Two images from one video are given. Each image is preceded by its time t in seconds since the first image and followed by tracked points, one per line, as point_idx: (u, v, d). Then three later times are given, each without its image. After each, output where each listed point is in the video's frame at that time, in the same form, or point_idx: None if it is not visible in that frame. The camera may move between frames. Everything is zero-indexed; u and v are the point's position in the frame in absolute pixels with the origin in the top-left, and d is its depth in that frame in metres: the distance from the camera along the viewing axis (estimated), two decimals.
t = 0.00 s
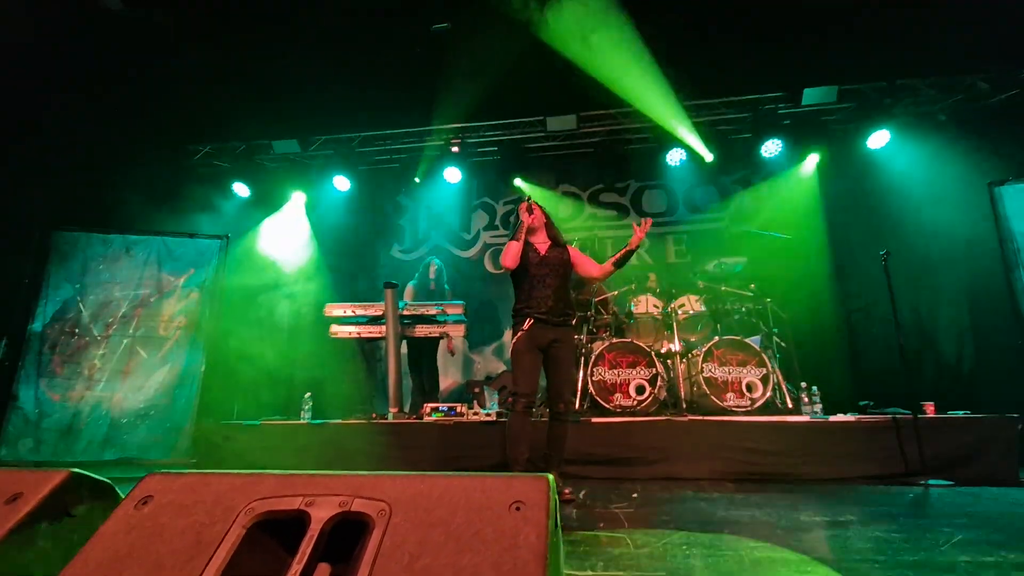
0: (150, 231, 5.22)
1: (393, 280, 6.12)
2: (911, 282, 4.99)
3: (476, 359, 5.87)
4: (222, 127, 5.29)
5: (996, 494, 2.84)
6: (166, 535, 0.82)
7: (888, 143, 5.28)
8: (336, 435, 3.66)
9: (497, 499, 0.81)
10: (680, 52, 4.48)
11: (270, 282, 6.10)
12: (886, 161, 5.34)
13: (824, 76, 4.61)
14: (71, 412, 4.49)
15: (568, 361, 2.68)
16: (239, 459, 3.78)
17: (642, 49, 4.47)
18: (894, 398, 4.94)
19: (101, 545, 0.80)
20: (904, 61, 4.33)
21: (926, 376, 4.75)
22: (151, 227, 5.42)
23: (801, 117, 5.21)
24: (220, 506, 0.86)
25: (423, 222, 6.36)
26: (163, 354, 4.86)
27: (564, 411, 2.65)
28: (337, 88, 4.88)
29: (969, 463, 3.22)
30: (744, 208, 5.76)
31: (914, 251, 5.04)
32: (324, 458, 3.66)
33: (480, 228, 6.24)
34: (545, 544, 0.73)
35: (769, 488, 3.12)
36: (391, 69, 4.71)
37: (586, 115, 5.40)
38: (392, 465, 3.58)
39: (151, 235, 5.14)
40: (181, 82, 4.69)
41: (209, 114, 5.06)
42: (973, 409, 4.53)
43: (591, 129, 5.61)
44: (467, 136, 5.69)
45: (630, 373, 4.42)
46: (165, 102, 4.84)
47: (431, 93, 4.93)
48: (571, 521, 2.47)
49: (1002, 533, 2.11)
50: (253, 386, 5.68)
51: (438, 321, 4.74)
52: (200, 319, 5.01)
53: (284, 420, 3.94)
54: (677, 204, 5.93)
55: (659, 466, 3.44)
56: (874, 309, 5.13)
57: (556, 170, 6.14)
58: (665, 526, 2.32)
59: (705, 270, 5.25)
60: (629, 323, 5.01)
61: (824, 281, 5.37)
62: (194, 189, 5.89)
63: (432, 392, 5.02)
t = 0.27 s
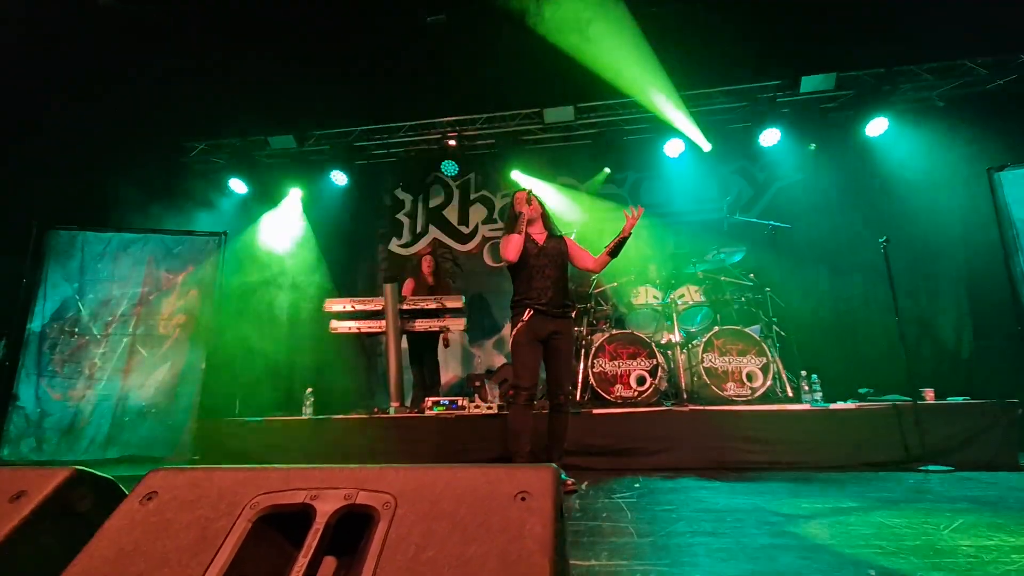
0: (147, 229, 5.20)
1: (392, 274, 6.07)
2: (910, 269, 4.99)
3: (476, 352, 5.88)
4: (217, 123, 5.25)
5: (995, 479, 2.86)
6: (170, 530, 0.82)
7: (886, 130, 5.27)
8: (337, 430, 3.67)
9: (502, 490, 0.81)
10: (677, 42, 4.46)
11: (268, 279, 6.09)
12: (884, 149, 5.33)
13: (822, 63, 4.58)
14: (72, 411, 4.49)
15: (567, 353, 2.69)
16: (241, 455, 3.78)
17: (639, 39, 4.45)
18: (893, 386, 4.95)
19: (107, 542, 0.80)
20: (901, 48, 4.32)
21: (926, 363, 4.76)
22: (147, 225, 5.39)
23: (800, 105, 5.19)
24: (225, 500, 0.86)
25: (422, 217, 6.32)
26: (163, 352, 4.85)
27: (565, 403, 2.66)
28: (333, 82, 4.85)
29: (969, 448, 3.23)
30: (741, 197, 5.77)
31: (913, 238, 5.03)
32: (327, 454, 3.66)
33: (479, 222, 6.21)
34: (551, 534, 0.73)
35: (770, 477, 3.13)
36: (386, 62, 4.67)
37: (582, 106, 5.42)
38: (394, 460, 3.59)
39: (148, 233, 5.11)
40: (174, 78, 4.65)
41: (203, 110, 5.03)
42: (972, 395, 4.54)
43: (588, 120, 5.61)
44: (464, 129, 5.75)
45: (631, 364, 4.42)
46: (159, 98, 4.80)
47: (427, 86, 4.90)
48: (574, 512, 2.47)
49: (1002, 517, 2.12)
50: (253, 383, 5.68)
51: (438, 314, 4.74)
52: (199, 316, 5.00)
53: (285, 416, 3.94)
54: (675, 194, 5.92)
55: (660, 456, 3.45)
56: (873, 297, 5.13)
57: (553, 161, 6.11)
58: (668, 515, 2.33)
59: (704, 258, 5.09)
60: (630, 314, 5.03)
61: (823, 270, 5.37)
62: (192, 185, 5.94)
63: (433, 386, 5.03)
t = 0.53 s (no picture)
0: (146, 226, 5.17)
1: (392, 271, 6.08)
2: (910, 263, 5.00)
3: (475, 348, 5.89)
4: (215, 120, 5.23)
5: (995, 473, 2.87)
6: (178, 529, 0.81)
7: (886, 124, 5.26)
8: (338, 427, 3.67)
9: (511, 487, 0.81)
10: (677, 36, 4.44)
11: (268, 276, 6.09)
12: (885, 142, 5.32)
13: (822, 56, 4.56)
14: (72, 410, 4.48)
15: (568, 349, 2.69)
16: (242, 452, 3.78)
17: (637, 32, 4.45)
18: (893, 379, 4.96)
19: (115, 541, 0.80)
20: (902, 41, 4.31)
21: (926, 356, 4.77)
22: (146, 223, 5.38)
23: (800, 98, 5.18)
24: (232, 499, 0.86)
25: (421, 214, 6.34)
26: (164, 350, 4.84)
27: (565, 399, 2.66)
28: (332, 78, 4.83)
29: (969, 442, 3.24)
30: (740, 192, 5.77)
31: (913, 231, 5.03)
32: (327, 451, 3.66)
33: (478, 218, 6.22)
34: (561, 531, 0.73)
35: (771, 471, 3.14)
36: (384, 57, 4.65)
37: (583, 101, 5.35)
38: (395, 457, 3.58)
39: (147, 230, 5.08)
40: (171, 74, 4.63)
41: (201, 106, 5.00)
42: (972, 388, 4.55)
43: (587, 115, 5.57)
44: (464, 125, 5.67)
45: (631, 360, 4.42)
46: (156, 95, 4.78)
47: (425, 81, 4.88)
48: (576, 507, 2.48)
49: (1003, 510, 2.13)
50: (253, 380, 5.67)
51: (438, 311, 4.74)
52: (199, 314, 4.98)
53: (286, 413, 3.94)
54: (675, 188, 5.92)
55: (661, 452, 3.46)
56: (873, 290, 5.14)
57: (552, 157, 6.07)
58: (670, 510, 2.33)
59: (705, 252, 4.98)
60: (629, 309, 5.01)
61: (822, 264, 5.38)
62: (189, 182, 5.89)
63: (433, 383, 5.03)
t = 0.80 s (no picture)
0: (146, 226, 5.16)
1: (394, 271, 6.12)
2: (912, 261, 5.00)
3: (476, 348, 5.89)
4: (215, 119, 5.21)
5: (998, 471, 2.88)
6: (194, 535, 0.81)
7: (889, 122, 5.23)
8: (342, 426, 3.67)
9: (528, 491, 0.81)
10: (679, 34, 4.43)
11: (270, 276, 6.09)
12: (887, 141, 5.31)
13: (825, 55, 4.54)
14: (73, 410, 4.47)
15: (572, 349, 2.69)
16: (245, 452, 3.78)
17: (639, 32, 4.45)
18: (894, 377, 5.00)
19: (132, 547, 0.80)
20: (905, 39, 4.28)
21: (927, 354, 4.79)
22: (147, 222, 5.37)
23: (801, 96, 5.16)
24: (248, 505, 0.85)
25: (421, 213, 6.38)
26: (165, 350, 4.82)
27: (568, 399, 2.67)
28: (333, 77, 4.82)
29: (971, 440, 3.26)
30: (740, 191, 5.81)
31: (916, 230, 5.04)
32: (330, 451, 3.66)
33: (479, 217, 6.25)
34: (581, 536, 0.73)
35: (774, 470, 3.14)
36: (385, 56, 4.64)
37: (584, 100, 5.31)
38: (398, 457, 3.58)
39: (147, 230, 5.06)
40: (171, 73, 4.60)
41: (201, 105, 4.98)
42: (973, 386, 4.57)
43: (588, 114, 5.54)
44: (464, 124, 5.62)
45: (633, 359, 4.43)
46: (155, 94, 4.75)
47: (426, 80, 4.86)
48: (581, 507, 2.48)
49: (1007, 509, 2.14)
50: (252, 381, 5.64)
51: (440, 310, 4.74)
52: (200, 314, 4.97)
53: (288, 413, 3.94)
54: (676, 187, 5.97)
55: (663, 451, 3.46)
56: (874, 288, 5.16)
57: (553, 156, 6.06)
58: (675, 510, 2.33)
59: (705, 252, 4.98)
60: (631, 308, 5.00)
61: (822, 263, 5.45)
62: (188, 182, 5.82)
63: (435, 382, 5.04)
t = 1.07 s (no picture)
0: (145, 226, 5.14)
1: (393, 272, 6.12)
2: (910, 261, 5.02)
3: (475, 348, 5.86)
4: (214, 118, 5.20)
5: (997, 471, 2.89)
6: (207, 537, 0.81)
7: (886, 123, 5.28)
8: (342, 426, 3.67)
9: (540, 495, 0.81)
10: (679, 35, 4.43)
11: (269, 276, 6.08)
12: (884, 142, 5.34)
13: (824, 56, 4.55)
14: (72, 410, 4.46)
15: (574, 349, 2.70)
16: (244, 453, 3.76)
17: (640, 33, 4.44)
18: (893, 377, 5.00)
19: (145, 549, 0.80)
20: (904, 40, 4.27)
21: (926, 354, 4.80)
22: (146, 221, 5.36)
23: (800, 97, 5.17)
24: (260, 507, 0.85)
25: (421, 213, 6.34)
26: (164, 350, 4.81)
27: (569, 399, 2.67)
28: (333, 76, 4.81)
29: (970, 439, 3.27)
30: (741, 192, 5.75)
31: (914, 230, 5.07)
32: (330, 451, 3.65)
33: (478, 218, 6.23)
34: (594, 539, 0.74)
35: (774, 470, 3.15)
36: (385, 56, 4.63)
37: (583, 100, 5.34)
38: (399, 457, 3.58)
39: (146, 230, 5.05)
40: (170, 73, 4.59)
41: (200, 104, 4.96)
42: (971, 386, 4.59)
43: (587, 113, 5.55)
44: (463, 124, 5.64)
45: (633, 359, 4.44)
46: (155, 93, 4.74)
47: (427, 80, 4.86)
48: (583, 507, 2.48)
49: (1006, 509, 2.15)
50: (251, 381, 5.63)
51: (439, 310, 4.73)
52: (199, 314, 4.96)
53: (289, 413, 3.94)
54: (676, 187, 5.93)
55: (664, 450, 3.47)
56: (872, 288, 5.17)
57: (552, 156, 6.07)
58: (676, 510, 2.33)
59: (705, 253, 5.10)
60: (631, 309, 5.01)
61: (822, 262, 5.40)
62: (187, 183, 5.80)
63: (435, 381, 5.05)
